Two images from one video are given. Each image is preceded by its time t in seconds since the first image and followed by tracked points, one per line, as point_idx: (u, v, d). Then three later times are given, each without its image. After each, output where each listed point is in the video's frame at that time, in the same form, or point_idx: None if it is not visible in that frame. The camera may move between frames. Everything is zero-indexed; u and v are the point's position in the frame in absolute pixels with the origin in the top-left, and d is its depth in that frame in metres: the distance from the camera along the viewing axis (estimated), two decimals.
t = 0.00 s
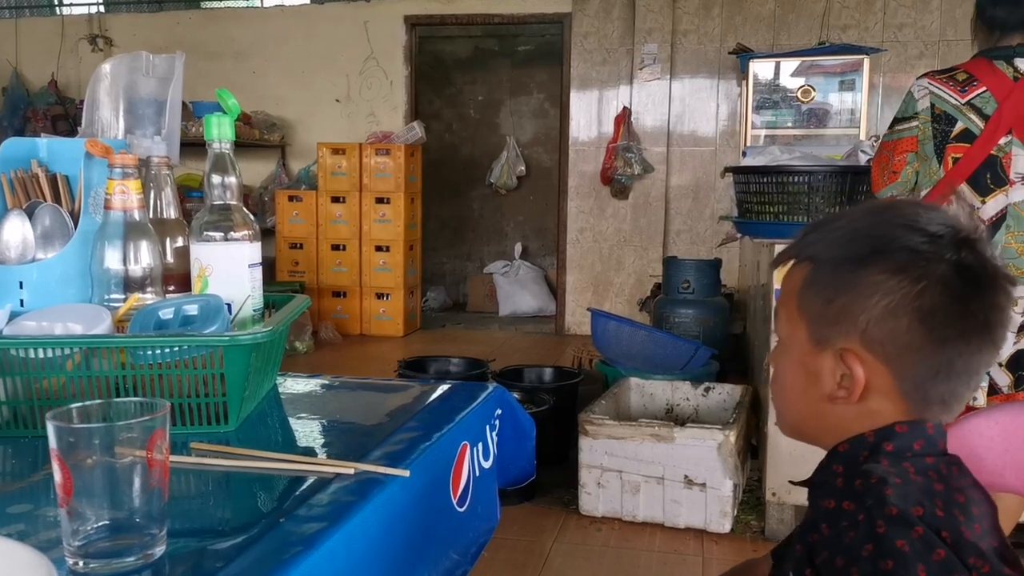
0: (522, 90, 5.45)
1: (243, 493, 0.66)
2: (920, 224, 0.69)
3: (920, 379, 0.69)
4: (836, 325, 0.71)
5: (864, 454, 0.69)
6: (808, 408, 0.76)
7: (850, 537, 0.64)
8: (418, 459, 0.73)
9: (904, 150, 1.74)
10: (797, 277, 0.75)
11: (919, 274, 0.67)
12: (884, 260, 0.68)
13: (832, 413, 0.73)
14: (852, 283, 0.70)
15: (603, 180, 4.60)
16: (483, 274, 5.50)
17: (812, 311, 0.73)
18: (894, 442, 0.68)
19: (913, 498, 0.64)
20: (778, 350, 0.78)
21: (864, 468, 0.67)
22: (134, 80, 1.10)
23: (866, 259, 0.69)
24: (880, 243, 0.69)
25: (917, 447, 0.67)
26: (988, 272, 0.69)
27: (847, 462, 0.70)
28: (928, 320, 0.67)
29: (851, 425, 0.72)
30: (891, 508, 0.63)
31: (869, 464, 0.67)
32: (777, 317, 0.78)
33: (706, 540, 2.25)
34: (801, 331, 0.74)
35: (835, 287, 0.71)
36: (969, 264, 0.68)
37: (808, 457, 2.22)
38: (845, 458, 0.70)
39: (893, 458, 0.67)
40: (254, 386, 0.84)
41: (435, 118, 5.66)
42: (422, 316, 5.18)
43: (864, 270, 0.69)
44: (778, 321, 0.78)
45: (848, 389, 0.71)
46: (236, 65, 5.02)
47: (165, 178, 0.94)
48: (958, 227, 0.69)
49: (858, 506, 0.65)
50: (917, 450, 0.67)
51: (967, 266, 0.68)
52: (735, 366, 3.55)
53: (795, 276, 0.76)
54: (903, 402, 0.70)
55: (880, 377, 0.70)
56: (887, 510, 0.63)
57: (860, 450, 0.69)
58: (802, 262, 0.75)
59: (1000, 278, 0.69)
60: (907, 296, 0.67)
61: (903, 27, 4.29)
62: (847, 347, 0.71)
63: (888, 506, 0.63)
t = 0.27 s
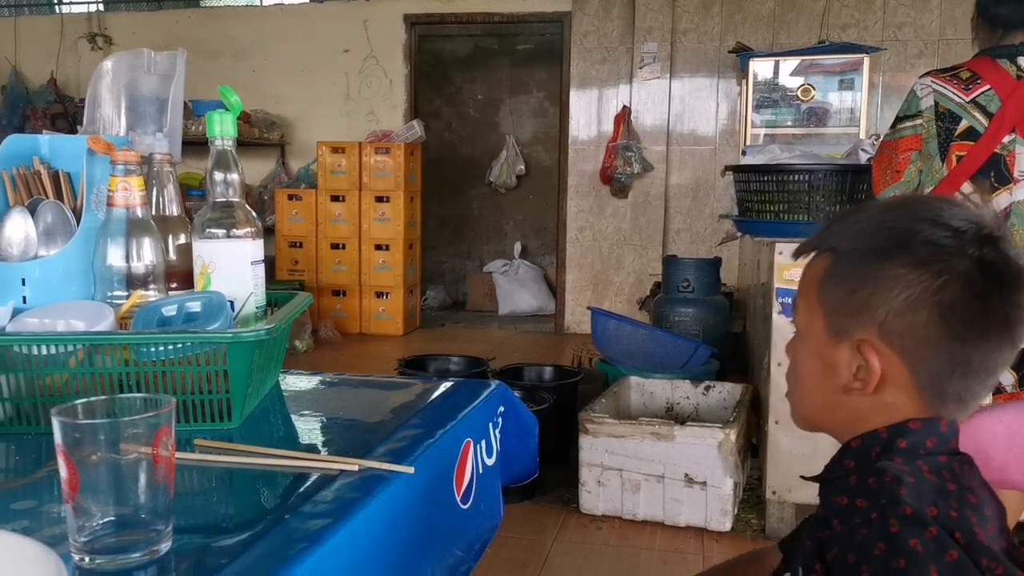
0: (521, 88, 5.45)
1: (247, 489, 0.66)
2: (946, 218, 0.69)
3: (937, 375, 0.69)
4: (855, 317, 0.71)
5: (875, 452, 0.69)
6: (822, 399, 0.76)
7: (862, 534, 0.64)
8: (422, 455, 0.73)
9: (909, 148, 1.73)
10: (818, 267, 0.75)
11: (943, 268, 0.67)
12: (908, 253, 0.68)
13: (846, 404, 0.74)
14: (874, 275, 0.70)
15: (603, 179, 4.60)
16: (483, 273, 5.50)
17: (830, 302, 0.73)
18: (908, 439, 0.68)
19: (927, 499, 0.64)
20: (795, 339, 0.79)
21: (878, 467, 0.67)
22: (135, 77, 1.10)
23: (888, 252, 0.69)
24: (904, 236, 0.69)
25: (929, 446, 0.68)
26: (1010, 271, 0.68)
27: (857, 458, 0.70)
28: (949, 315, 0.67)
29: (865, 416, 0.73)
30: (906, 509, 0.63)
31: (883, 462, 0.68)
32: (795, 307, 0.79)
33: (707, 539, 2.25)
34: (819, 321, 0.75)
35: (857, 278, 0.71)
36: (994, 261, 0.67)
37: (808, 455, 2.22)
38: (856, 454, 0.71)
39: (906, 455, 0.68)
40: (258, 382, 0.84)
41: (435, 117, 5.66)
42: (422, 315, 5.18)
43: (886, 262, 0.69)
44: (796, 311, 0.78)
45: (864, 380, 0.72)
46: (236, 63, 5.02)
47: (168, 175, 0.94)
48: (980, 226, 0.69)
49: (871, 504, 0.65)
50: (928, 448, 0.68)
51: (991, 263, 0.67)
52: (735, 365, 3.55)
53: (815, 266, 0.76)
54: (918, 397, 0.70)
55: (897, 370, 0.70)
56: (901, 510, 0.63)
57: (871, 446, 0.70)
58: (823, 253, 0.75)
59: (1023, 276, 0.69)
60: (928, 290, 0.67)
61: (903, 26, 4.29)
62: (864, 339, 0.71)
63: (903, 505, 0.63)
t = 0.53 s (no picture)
0: (523, 87, 5.45)
1: (265, 487, 0.66)
2: (1004, 218, 0.68)
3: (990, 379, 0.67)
4: (908, 315, 0.71)
5: (919, 454, 0.70)
6: (863, 393, 0.76)
7: (920, 541, 0.65)
8: (439, 454, 0.73)
9: (917, 147, 1.73)
10: (867, 262, 0.75)
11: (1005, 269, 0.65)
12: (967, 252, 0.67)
13: (891, 401, 0.74)
14: (928, 273, 0.69)
15: (605, 177, 4.60)
16: (484, 272, 5.50)
17: (879, 299, 0.73)
18: (954, 443, 0.69)
19: (988, 508, 0.65)
20: (837, 332, 0.78)
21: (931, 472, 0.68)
22: (148, 76, 1.10)
23: (947, 249, 0.68)
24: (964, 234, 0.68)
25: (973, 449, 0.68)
26: None
27: (899, 458, 0.71)
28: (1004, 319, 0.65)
29: (910, 415, 0.72)
30: (969, 518, 0.64)
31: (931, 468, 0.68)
32: (839, 301, 0.78)
33: (711, 538, 2.26)
34: (866, 316, 0.74)
35: (910, 275, 0.70)
36: None
37: (812, 454, 2.23)
38: (897, 455, 0.71)
39: (956, 462, 0.68)
40: (273, 380, 0.84)
41: (436, 115, 5.66)
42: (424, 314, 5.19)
43: (943, 261, 0.68)
44: (840, 304, 0.78)
45: (914, 378, 0.71)
46: (238, 62, 5.02)
47: (182, 174, 0.94)
48: None
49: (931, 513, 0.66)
50: (972, 453, 0.68)
51: None
52: (738, 364, 3.55)
53: (863, 260, 0.76)
54: (966, 400, 0.69)
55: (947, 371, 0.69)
56: (963, 520, 0.64)
57: (915, 448, 0.70)
58: (874, 248, 0.75)
59: None
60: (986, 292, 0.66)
61: (905, 26, 4.29)
62: (914, 338, 0.71)
63: (966, 515, 0.64)
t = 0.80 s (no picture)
0: (524, 87, 5.45)
1: (281, 491, 0.66)
2: None
3: None
4: (951, 323, 0.67)
5: (948, 460, 0.66)
6: (894, 398, 0.73)
7: (956, 552, 0.61)
8: (456, 457, 0.74)
9: (923, 147, 1.72)
10: (907, 265, 0.71)
11: None
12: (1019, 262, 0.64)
13: (925, 407, 0.71)
14: (977, 280, 0.65)
15: (608, 177, 4.61)
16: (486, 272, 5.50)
17: (919, 304, 0.70)
18: (984, 451, 0.64)
19: None
20: (869, 332, 0.75)
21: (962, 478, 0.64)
22: (161, 79, 1.10)
23: (994, 258, 0.65)
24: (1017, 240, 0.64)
25: (1005, 456, 0.64)
26: None
27: (927, 464, 0.67)
28: None
29: (943, 423, 0.69)
30: (1005, 533, 0.59)
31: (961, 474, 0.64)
32: (874, 302, 0.75)
33: (715, 539, 2.26)
34: (906, 321, 0.71)
35: (956, 282, 0.67)
36: None
37: (817, 455, 2.23)
38: (925, 461, 0.67)
39: (989, 471, 0.63)
40: (287, 383, 0.84)
41: (438, 115, 5.66)
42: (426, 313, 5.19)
43: (993, 269, 0.65)
44: (875, 307, 0.74)
45: (952, 388, 0.68)
46: (241, 61, 5.02)
47: (195, 177, 0.95)
48: None
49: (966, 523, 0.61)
50: (1004, 461, 0.64)
51: None
52: (741, 365, 3.55)
53: (903, 262, 0.72)
54: (1000, 411, 0.65)
55: (987, 383, 0.65)
56: (1000, 534, 0.59)
57: (942, 455, 0.66)
58: (916, 250, 0.71)
59: None
60: None
61: (908, 26, 4.29)
62: (955, 346, 0.67)
63: (1002, 529, 0.59)
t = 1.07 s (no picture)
0: (529, 87, 5.45)
1: (307, 495, 0.66)
2: None
3: None
4: (1004, 333, 0.65)
5: (993, 470, 0.66)
6: (936, 405, 0.71)
7: (1012, 564, 0.60)
8: (480, 461, 0.73)
9: (933, 151, 1.73)
10: (955, 270, 0.69)
11: None
12: None
13: (970, 417, 0.69)
14: None
15: (614, 177, 4.60)
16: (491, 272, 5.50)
17: (969, 312, 0.67)
18: None
19: None
20: (910, 338, 0.73)
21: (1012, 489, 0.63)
22: (179, 81, 1.10)
23: None
24: None
25: None
26: None
27: (970, 473, 0.67)
28: None
29: (989, 432, 0.68)
30: None
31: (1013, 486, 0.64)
32: (916, 306, 0.72)
33: (726, 541, 2.26)
34: (952, 328, 0.69)
35: (1010, 290, 0.65)
36: None
37: (829, 457, 2.22)
38: (969, 469, 0.67)
39: None
40: (308, 385, 0.84)
41: (443, 115, 5.65)
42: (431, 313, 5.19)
43: None
44: (916, 311, 0.72)
45: (1003, 397, 0.66)
46: (247, 61, 5.02)
47: (215, 179, 0.94)
48: None
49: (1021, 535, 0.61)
50: None
51: None
52: (749, 366, 3.55)
53: (949, 266, 0.70)
54: None
55: None
56: None
57: (987, 464, 0.66)
58: (963, 256, 0.68)
59: None
60: None
61: (915, 26, 4.28)
62: (1008, 357, 0.66)
63: None
